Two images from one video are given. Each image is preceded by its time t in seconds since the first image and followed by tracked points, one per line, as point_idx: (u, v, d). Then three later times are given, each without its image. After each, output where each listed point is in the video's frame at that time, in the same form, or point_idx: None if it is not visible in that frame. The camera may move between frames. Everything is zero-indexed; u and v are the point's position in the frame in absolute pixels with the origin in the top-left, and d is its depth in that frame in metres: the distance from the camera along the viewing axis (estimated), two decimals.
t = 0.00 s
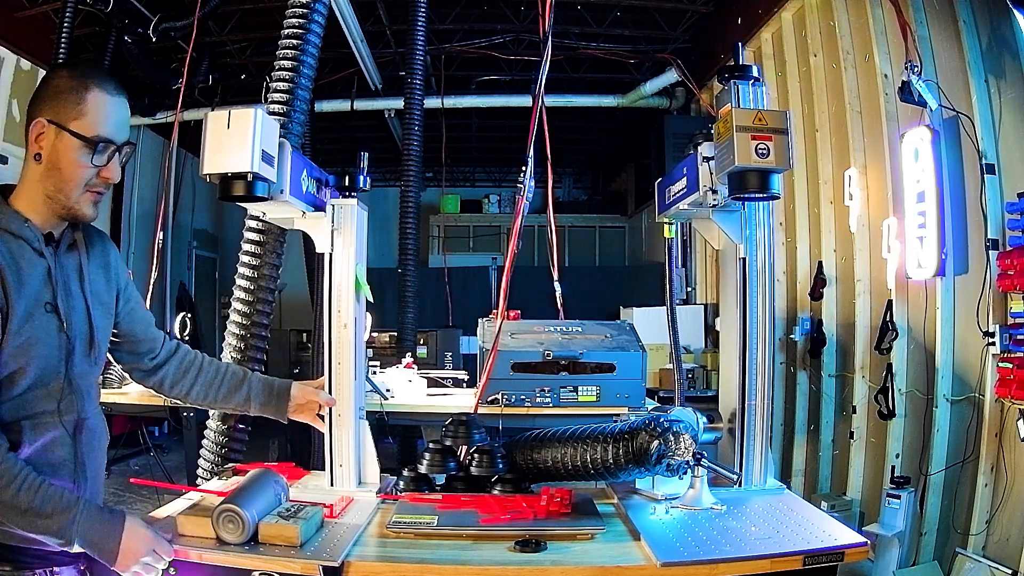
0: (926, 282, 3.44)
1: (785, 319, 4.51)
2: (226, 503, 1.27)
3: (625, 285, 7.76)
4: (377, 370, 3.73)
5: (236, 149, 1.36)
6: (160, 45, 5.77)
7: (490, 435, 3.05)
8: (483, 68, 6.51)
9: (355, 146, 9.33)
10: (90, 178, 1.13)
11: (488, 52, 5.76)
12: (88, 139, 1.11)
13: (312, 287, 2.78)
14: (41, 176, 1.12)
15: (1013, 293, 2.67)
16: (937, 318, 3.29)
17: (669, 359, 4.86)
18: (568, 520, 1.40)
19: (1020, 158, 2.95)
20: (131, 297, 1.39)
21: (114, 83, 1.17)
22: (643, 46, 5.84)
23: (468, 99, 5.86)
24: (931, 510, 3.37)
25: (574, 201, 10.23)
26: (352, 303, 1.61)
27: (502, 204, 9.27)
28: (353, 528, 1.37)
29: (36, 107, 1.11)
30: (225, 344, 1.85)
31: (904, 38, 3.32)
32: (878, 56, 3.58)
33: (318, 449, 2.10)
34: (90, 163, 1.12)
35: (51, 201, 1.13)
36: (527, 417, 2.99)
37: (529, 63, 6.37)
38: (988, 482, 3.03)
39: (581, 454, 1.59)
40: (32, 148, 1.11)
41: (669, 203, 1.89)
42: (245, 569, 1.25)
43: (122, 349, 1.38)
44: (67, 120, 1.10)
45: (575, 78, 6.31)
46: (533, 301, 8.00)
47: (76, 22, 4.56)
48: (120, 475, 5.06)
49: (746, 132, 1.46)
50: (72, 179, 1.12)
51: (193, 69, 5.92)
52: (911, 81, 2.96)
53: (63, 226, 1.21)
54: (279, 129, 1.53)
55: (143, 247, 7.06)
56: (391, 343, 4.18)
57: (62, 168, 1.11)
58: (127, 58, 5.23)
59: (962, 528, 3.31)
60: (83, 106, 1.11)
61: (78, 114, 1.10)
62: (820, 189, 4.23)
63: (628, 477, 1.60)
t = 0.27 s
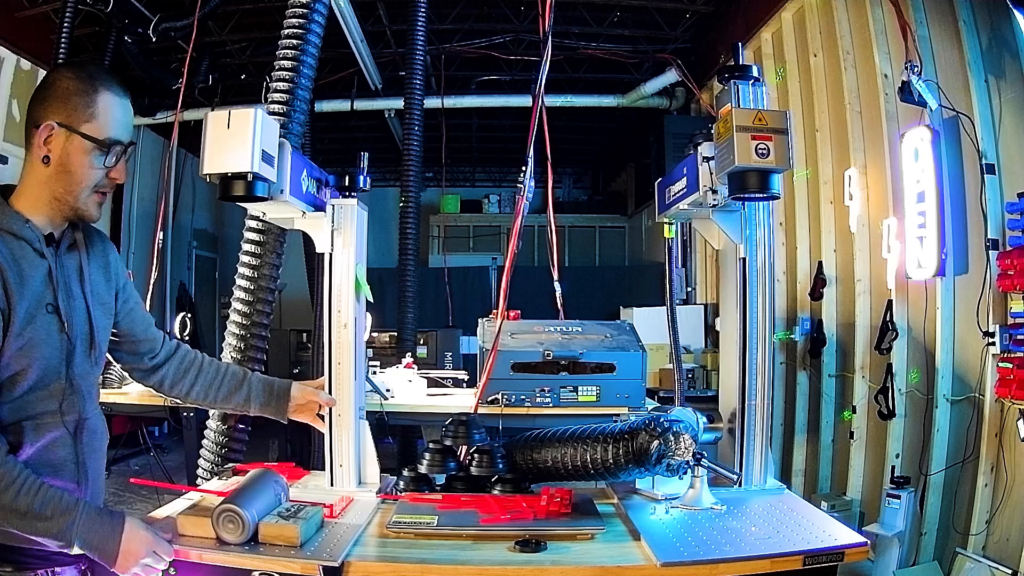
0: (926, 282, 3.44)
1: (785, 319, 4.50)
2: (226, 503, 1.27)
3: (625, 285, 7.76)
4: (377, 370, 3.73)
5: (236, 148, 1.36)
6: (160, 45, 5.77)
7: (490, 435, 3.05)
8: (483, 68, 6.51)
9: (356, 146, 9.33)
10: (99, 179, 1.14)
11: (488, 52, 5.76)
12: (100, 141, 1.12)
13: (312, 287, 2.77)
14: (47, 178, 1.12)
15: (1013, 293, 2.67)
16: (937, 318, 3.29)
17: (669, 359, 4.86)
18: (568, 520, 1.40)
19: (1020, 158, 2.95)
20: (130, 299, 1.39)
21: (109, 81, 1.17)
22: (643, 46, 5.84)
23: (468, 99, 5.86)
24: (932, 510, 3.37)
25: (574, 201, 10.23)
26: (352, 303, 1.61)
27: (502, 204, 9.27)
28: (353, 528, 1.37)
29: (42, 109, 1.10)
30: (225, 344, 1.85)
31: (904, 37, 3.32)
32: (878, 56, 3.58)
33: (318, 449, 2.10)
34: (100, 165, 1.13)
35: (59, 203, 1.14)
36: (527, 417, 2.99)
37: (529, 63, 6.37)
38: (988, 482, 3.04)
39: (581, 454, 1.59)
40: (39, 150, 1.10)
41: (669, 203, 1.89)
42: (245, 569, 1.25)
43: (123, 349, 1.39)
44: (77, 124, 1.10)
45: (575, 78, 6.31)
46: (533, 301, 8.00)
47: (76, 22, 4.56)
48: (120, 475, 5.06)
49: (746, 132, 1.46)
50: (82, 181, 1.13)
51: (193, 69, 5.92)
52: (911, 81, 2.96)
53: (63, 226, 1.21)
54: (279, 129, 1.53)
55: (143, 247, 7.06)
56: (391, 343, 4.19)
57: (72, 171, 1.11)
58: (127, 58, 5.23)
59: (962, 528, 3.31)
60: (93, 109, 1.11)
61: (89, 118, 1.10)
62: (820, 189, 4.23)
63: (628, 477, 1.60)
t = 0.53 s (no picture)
0: (926, 282, 3.44)
1: (785, 319, 4.50)
2: (226, 503, 1.27)
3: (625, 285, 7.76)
4: (377, 370, 3.73)
5: (236, 148, 1.36)
6: (160, 45, 5.77)
7: (490, 435, 3.05)
8: (483, 68, 6.51)
9: (356, 146, 9.33)
10: (100, 178, 1.15)
11: (488, 52, 5.76)
12: (102, 141, 1.12)
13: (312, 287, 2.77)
14: (48, 177, 1.12)
15: (1013, 293, 2.66)
16: (937, 318, 3.29)
17: (669, 359, 4.86)
18: (568, 520, 1.40)
19: (1020, 158, 2.95)
20: (129, 299, 1.39)
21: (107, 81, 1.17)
22: (644, 46, 5.83)
23: (468, 99, 5.86)
24: (932, 510, 3.37)
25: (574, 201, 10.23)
26: (352, 303, 1.61)
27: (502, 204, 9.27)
28: (353, 528, 1.37)
29: (43, 108, 1.10)
30: (225, 344, 1.85)
31: (904, 37, 3.32)
32: (878, 56, 3.58)
33: (318, 449, 2.10)
34: (101, 164, 1.13)
35: (59, 202, 1.14)
36: (527, 417, 2.99)
37: (529, 63, 6.37)
38: (988, 482, 3.04)
39: (581, 454, 1.59)
40: (40, 149, 1.10)
41: (669, 203, 1.89)
42: (245, 569, 1.25)
43: (122, 347, 1.38)
44: (79, 123, 1.10)
45: (576, 78, 6.31)
46: (533, 301, 8.00)
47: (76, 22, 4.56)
48: (120, 475, 5.06)
49: (746, 132, 1.46)
50: (84, 181, 1.13)
51: (193, 69, 5.92)
52: (911, 81, 2.96)
53: (63, 226, 1.21)
54: (279, 129, 1.53)
55: (143, 247, 7.06)
56: (391, 343, 4.19)
57: (74, 170, 1.11)
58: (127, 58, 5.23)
59: (962, 528, 3.31)
60: (95, 109, 1.11)
61: (91, 117, 1.11)
62: (820, 189, 4.23)
63: (628, 477, 1.60)
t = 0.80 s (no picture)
0: (926, 282, 3.44)
1: (785, 319, 4.50)
2: (226, 502, 1.27)
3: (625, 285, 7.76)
4: (377, 370, 3.73)
5: (236, 148, 1.36)
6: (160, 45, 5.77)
7: (491, 435, 3.05)
8: (483, 68, 6.51)
9: (356, 146, 9.32)
10: (100, 178, 1.15)
11: (488, 52, 5.76)
12: (102, 140, 1.12)
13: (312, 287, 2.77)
14: (47, 176, 1.12)
15: (1013, 293, 2.66)
16: (937, 318, 3.29)
17: (669, 359, 4.86)
18: (568, 520, 1.40)
19: (1020, 158, 2.95)
20: (127, 299, 1.38)
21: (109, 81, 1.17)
22: (643, 46, 5.83)
23: (468, 99, 5.86)
24: (932, 510, 3.37)
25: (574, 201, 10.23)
26: (352, 303, 1.61)
27: (502, 204, 9.27)
28: (353, 528, 1.37)
29: (42, 108, 1.10)
30: (225, 343, 1.85)
31: (904, 37, 3.32)
32: (878, 56, 3.58)
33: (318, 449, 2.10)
34: (101, 164, 1.13)
35: (59, 202, 1.14)
36: (527, 417, 3.00)
37: (529, 63, 6.37)
38: (988, 482, 3.04)
39: (581, 454, 1.59)
40: (41, 149, 1.10)
41: (669, 203, 1.89)
42: (245, 569, 1.25)
43: (121, 347, 1.38)
44: (80, 123, 1.10)
45: (576, 78, 6.31)
46: (533, 301, 8.00)
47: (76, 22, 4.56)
48: (120, 475, 5.06)
49: (746, 132, 1.46)
50: (84, 181, 1.13)
51: (193, 69, 5.92)
52: (911, 81, 2.96)
53: (62, 226, 1.21)
54: (279, 129, 1.53)
55: (143, 247, 7.07)
56: (391, 343, 4.19)
57: (74, 170, 1.11)
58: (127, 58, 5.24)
59: (962, 528, 3.31)
60: (95, 109, 1.11)
61: (91, 117, 1.11)
62: (820, 189, 4.23)
63: (628, 477, 1.60)
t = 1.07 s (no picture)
0: (926, 282, 3.44)
1: (785, 319, 4.50)
2: (226, 502, 1.27)
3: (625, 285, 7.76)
4: (377, 370, 3.73)
5: (236, 148, 1.36)
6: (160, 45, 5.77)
7: (491, 435, 3.04)
8: (483, 68, 6.51)
9: (355, 146, 9.32)
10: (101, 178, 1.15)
11: (488, 52, 5.76)
12: (103, 139, 1.12)
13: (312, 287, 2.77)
14: (48, 177, 1.12)
15: (1013, 293, 2.66)
16: (937, 318, 3.29)
17: (669, 359, 4.86)
18: (567, 520, 1.40)
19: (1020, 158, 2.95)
20: (126, 299, 1.38)
21: (110, 82, 1.17)
22: (643, 46, 5.83)
23: (468, 99, 5.86)
24: (932, 510, 3.37)
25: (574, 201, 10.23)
26: (352, 303, 1.61)
27: (502, 204, 9.27)
28: (353, 528, 1.37)
29: (43, 108, 1.10)
30: (225, 343, 1.85)
31: (904, 37, 3.32)
32: (878, 56, 3.58)
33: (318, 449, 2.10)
34: (102, 163, 1.13)
35: (59, 202, 1.14)
36: (527, 417, 3.00)
37: (529, 63, 6.37)
38: (988, 482, 3.04)
39: (581, 454, 1.59)
40: (41, 149, 1.10)
41: (669, 203, 1.89)
42: (245, 569, 1.25)
43: (121, 345, 1.38)
44: (80, 122, 1.10)
45: (576, 78, 6.31)
46: (533, 301, 8.00)
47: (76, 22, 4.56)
48: (120, 475, 5.06)
49: (746, 132, 1.46)
50: (85, 180, 1.13)
51: (193, 69, 5.92)
52: (911, 81, 2.96)
53: (61, 226, 1.21)
54: (279, 129, 1.53)
55: (143, 247, 7.07)
56: (391, 343, 4.19)
57: (75, 170, 1.11)
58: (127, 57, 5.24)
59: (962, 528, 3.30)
60: (95, 108, 1.11)
61: (92, 117, 1.11)
62: (820, 189, 4.23)
63: (628, 477, 1.60)
